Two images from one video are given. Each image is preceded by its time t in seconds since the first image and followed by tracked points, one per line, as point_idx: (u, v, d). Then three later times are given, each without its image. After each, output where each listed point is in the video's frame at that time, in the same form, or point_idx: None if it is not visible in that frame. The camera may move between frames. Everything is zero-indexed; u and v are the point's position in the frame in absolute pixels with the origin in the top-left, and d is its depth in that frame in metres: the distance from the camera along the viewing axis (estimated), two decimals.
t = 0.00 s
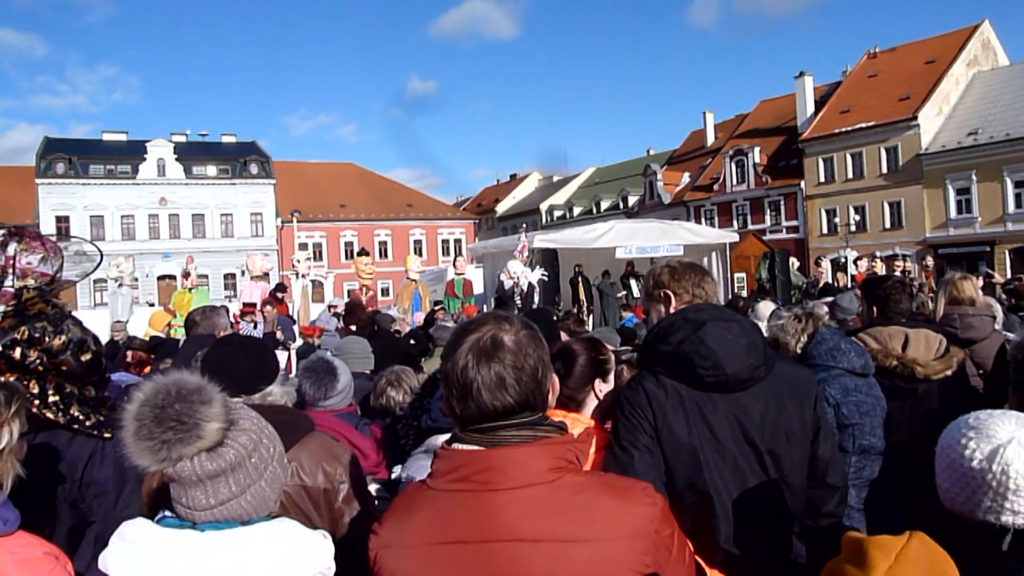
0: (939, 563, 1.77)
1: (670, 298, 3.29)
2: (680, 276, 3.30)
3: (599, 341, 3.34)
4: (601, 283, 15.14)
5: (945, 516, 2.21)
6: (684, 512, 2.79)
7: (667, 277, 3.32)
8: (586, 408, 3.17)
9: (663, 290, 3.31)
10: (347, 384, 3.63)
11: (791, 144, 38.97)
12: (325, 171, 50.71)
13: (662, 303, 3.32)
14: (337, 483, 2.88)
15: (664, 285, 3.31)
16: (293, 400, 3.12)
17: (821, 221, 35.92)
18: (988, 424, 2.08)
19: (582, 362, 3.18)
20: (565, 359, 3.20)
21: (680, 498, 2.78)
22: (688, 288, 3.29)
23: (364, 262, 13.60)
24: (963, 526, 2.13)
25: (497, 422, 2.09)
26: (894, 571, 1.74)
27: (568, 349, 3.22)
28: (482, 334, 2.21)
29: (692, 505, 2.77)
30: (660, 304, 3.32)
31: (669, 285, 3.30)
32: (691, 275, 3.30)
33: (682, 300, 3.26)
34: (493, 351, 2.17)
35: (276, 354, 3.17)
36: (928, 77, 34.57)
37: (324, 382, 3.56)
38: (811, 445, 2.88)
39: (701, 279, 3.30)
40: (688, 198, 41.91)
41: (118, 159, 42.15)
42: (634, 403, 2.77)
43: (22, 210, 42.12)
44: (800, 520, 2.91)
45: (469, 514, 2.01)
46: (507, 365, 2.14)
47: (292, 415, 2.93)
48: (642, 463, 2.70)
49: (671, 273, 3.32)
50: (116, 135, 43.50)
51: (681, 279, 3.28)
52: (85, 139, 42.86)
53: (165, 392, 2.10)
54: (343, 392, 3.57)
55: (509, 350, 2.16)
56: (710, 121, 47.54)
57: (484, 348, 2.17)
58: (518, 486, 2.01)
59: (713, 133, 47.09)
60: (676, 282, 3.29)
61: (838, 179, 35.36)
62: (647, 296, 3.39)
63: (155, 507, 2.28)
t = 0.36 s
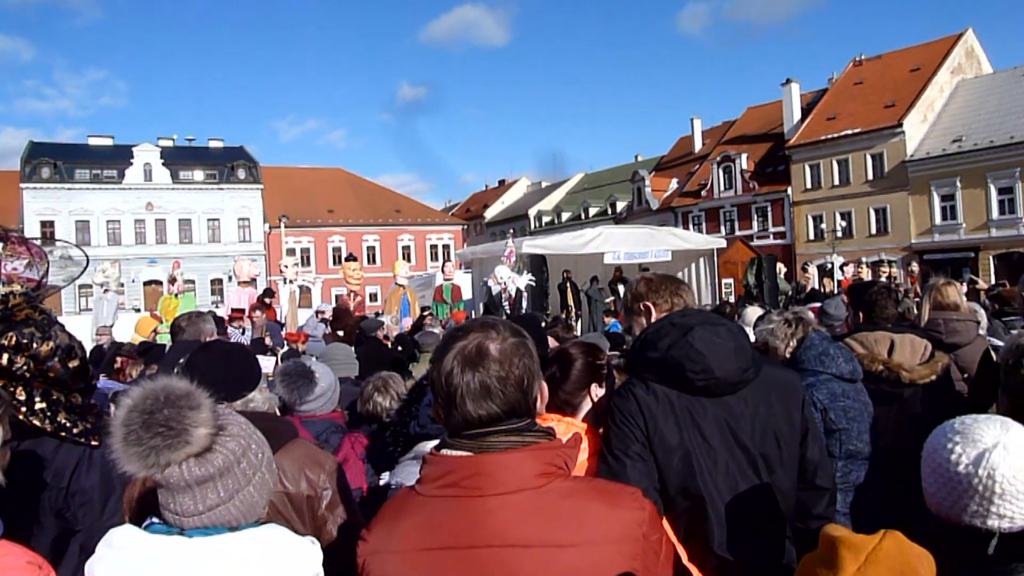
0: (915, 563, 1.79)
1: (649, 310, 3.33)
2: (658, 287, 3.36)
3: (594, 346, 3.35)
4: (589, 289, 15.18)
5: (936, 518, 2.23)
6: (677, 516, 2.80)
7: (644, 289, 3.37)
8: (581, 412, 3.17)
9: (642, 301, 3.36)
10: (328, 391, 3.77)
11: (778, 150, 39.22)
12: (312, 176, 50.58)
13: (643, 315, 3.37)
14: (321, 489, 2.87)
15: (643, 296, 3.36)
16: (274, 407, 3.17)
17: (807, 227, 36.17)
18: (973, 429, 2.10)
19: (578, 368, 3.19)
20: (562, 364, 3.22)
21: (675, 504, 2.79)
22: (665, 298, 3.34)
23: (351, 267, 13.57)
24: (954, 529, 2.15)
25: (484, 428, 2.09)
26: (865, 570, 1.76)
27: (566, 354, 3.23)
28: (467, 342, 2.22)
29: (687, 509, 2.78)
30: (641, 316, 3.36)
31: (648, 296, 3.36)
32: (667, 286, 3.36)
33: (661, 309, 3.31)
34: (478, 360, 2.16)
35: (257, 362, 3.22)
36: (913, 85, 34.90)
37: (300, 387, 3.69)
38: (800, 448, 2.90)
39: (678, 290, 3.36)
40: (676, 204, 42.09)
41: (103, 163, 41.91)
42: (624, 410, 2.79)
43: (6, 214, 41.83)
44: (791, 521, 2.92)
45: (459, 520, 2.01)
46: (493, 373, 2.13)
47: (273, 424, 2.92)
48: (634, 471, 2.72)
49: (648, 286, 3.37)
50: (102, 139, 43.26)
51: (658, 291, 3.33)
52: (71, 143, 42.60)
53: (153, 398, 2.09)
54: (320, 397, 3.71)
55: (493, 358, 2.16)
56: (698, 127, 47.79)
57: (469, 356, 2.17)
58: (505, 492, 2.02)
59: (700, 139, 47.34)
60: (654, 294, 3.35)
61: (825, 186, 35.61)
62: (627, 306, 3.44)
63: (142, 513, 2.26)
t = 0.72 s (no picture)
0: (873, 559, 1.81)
1: (640, 312, 3.35)
2: (647, 289, 3.37)
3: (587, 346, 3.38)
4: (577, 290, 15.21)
5: (919, 518, 2.24)
6: (673, 516, 2.81)
7: (634, 291, 3.39)
8: (579, 414, 3.19)
9: (633, 304, 3.37)
10: (309, 392, 3.90)
11: (764, 152, 39.44)
12: (300, 179, 50.41)
13: (634, 317, 3.38)
14: (305, 493, 2.86)
15: (633, 299, 3.37)
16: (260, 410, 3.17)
17: (794, 228, 36.42)
18: (953, 428, 2.11)
19: (574, 372, 3.21)
20: (561, 368, 3.23)
21: (668, 505, 2.80)
22: (655, 300, 3.36)
23: (339, 270, 13.55)
24: (936, 528, 2.17)
25: (473, 431, 2.10)
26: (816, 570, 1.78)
27: (563, 357, 3.25)
28: (454, 346, 2.22)
29: (680, 509, 2.80)
30: (631, 319, 3.38)
31: (638, 299, 3.37)
32: (657, 288, 3.38)
33: (651, 311, 3.33)
34: (463, 363, 2.18)
35: (243, 363, 3.25)
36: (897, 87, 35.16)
37: (277, 389, 3.80)
38: (789, 447, 2.92)
39: (667, 292, 3.38)
40: (663, 205, 42.24)
41: (88, 166, 41.61)
42: (621, 412, 2.78)
43: None
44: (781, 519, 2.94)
45: (448, 523, 2.02)
46: (478, 378, 2.14)
47: (257, 427, 2.90)
48: (631, 472, 2.71)
49: (638, 288, 3.39)
50: (87, 141, 42.95)
51: (648, 293, 3.35)
52: (55, 146, 42.27)
53: (137, 401, 2.09)
54: (300, 399, 3.84)
55: (478, 362, 2.17)
56: (685, 129, 47.99)
57: (454, 359, 2.18)
58: (492, 495, 2.02)
59: (687, 141, 47.54)
60: (644, 296, 3.36)
61: (811, 187, 35.85)
62: (617, 309, 3.46)
63: (129, 517, 2.27)
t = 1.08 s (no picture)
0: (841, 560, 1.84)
1: (629, 312, 3.36)
2: (636, 290, 3.38)
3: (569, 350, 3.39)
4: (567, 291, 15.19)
5: (901, 517, 2.27)
6: (657, 518, 2.81)
7: (623, 291, 3.40)
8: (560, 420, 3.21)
9: (621, 305, 3.38)
10: (295, 394, 3.89)
11: (754, 153, 39.61)
12: (289, 180, 50.25)
13: (622, 317, 3.39)
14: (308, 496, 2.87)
15: (622, 299, 3.38)
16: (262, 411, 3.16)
17: (783, 229, 36.59)
18: (937, 428, 2.13)
19: (555, 376, 3.21)
20: (540, 376, 3.22)
21: (651, 506, 2.81)
22: (645, 301, 3.37)
23: (328, 271, 13.51)
24: (921, 527, 2.20)
25: (459, 434, 2.10)
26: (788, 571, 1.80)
27: (541, 363, 3.24)
28: (442, 348, 2.22)
29: (663, 510, 2.81)
30: (620, 319, 3.39)
31: (627, 299, 3.38)
32: (646, 289, 3.39)
33: (640, 312, 3.34)
34: (451, 365, 2.18)
35: (245, 363, 3.21)
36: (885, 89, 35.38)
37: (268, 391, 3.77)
38: (776, 448, 2.94)
39: (656, 293, 3.39)
40: (653, 206, 42.32)
41: (75, 167, 41.32)
42: (606, 413, 2.79)
43: None
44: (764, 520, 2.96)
45: (435, 525, 2.02)
46: (465, 380, 2.14)
47: (259, 429, 2.88)
48: (616, 474, 2.72)
49: (627, 289, 3.40)
50: (74, 142, 42.67)
51: (637, 294, 3.36)
52: (42, 147, 41.97)
53: (125, 402, 2.08)
54: (289, 400, 3.83)
55: (466, 364, 2.17)
56: (675, 130, 48.11)
57: (442, 360, 2.18)
58: (482, 497, 2.03)
59: (677, 142, 47.67)
60: (633, 297, 3.37)
61: (800, 188, 36.01)
62: (606, 309, 3.46)
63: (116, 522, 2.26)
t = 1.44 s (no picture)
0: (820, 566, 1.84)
1: (614, 314, 3.36)
2: (623, 291, 3.39)
3: (553, 356, 3.40)
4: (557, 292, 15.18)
5: (886, 516, 2.28)
6: (642, 520, 2.82)
7: (610, 293, 3.41)
8: (543, 427, 3.22)
9: (608, 306, 3.38)
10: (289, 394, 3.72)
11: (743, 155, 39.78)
12: (279, 181, 50.10)
13: (608, 319, 3.40)
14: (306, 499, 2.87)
15: (609, 301, 3.39)
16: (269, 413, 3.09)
17: (772, 231, 36.74)
18: (922, 428, 2.13)
19: (538, 384, 3.22)
20: (522, 385, 3.22)
21: (635, 509, 2.81)
22: (631, 302, 3.37)
23: (318, 272, 13.48)
24: (905, 527, 2.21)
25: (445, 435, 2.10)
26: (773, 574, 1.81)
27: (524, 372, 3.24)
28: (427, 351, 2.22)
29: (648, 513, 2.81)
30: (606, 320, 3.39)
31: (614, 300, 3.38)
32: (634, 290, 3.39)
33: (627, 313, 3.34)
34: (438, 367, 2.17)
35: (254, 369, 3.09)
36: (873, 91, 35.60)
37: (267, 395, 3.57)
38: (761, 449, 2.95)
39: (643, 295, 3.39)
40: (643, 208, 42.41)
41: (63, 168, 41.07)
42: (590, 417, 2.80)
43: None
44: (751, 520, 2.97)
45: (422, 528, 2.01)
46: (451, 382, 2.14)
47: (266, 431, 2.85)
48: (600, 477, 2.74)
49: (614, 290, 3.40)
50: (62, 143, 42.44)
51: (624, 295, 3.36)
52: (29, 148, 41.71)
53: (109, 405, 2.07)
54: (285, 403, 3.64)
55: (453, 366, 2.17)
56: (665, 132, 48.25)
57: (428, 362, 2.18)
58: (469, 500, 2.02)
59: (667, 143, 47.79)
60: (620, 298, 3.38)
61: (789, 190, 36.17)
62: (592, 310, 3.47)
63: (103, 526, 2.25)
